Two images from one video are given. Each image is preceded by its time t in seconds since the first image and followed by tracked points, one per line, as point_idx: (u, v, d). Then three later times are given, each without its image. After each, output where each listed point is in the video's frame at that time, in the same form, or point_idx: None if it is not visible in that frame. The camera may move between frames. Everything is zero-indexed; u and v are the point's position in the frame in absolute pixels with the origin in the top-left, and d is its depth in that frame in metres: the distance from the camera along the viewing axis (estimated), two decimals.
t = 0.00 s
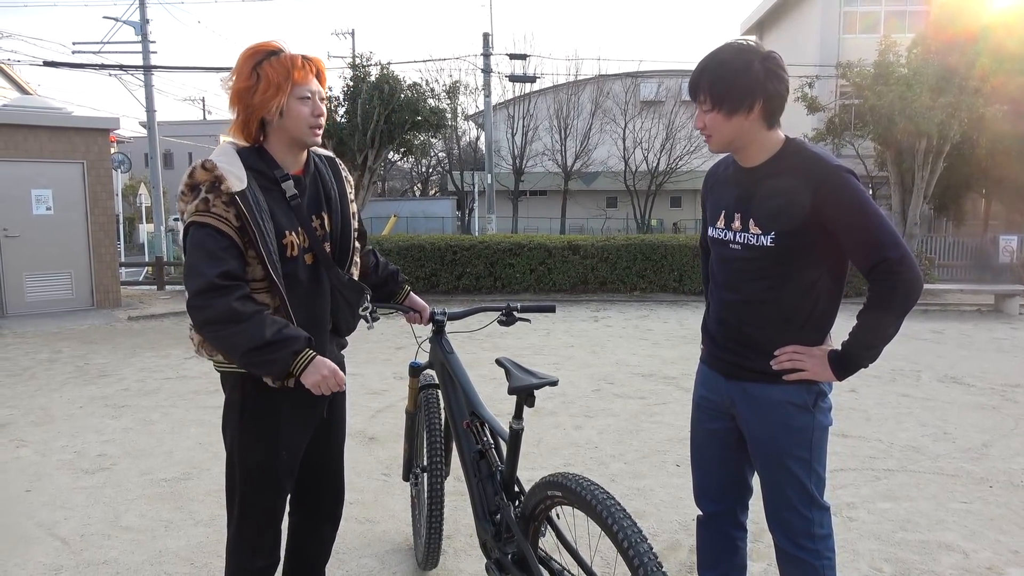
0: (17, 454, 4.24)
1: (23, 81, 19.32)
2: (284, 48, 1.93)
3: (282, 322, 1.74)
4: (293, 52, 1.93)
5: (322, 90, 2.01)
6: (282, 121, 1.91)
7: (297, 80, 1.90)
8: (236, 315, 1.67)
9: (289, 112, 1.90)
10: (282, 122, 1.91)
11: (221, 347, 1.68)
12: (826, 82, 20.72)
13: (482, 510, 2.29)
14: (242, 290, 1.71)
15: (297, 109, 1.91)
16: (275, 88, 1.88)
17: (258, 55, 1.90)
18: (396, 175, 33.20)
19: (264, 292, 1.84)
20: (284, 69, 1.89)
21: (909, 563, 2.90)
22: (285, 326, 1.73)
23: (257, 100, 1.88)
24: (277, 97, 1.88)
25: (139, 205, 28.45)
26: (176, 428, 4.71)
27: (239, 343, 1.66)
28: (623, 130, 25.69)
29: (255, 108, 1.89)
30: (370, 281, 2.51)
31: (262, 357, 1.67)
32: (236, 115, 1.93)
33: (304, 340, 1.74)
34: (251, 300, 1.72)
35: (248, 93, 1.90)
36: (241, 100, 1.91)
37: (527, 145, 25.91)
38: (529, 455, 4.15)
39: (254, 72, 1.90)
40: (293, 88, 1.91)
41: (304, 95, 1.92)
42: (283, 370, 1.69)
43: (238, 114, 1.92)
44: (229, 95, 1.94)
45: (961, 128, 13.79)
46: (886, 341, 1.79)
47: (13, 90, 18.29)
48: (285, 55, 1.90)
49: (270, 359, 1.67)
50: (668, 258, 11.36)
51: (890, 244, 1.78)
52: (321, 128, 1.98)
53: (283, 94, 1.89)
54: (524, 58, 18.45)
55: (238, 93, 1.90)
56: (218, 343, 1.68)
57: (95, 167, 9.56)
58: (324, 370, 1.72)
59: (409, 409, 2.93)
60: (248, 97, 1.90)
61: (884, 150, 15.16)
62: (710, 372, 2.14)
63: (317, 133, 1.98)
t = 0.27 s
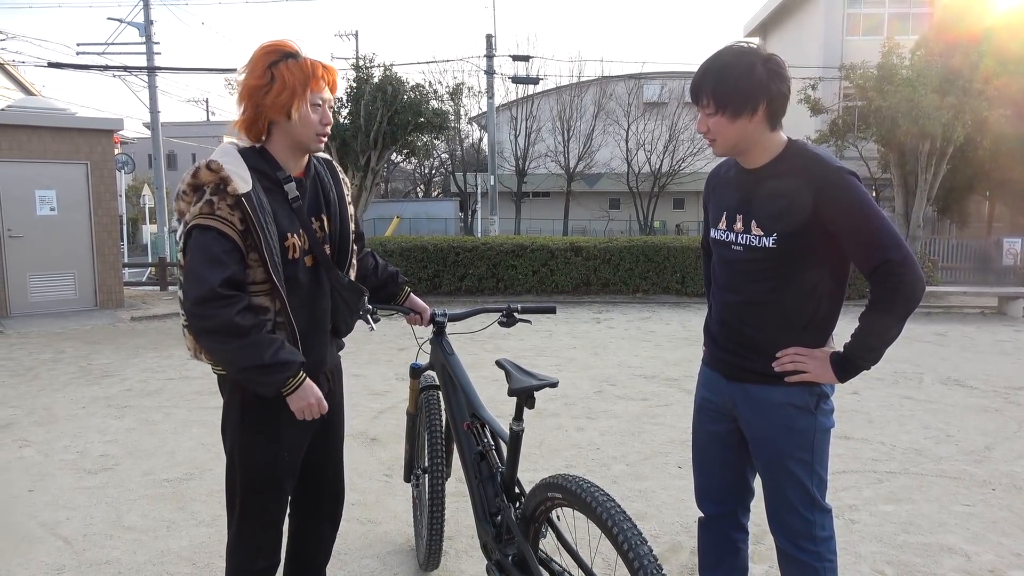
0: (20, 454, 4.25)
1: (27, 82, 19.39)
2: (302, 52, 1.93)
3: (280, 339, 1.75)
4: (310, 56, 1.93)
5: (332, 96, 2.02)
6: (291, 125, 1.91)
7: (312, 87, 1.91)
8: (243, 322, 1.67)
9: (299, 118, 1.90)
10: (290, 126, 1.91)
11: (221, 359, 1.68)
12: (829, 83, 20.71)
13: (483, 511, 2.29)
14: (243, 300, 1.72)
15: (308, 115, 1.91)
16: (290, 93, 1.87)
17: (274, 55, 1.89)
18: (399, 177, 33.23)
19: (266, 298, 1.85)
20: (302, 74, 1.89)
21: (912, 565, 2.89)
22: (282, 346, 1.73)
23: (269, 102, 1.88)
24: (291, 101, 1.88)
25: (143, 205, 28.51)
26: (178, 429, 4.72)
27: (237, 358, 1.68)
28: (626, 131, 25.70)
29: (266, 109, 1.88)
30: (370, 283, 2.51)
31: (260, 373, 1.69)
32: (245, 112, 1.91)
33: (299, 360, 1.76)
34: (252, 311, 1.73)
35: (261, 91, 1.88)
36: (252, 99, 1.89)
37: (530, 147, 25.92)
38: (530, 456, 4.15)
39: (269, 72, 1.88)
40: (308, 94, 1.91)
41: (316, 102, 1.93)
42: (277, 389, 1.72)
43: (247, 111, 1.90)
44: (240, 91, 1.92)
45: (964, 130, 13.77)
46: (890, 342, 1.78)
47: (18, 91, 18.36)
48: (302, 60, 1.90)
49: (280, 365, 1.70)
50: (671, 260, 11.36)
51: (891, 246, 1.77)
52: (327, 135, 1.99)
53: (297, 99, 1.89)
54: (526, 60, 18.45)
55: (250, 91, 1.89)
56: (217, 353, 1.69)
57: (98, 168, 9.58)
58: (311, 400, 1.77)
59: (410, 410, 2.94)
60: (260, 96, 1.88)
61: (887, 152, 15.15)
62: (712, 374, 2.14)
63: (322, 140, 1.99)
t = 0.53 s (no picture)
0: (23, 455, 4.26)
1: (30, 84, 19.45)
2: (326, 66, 1.93)
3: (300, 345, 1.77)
4: (335, 72, 1.94)
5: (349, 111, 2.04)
6: (307, 137, 1.93)
7: (335, 105, 1.92)
8: (269, 325, 1.69)
9: (316, 132, 1.92)
10: (305, 138, 1.92)
11: (243, 364, 1.68)
12: (831, 84, 20.69)
13: (484, 512, 2.29)
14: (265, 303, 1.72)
15: (325, 130, 1.94)
16: (313, 110, 1.89)
17: (300, 67, 1.89)
18: (401, 177, 33.25)
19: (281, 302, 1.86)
20: (327, 90, 1.90)
21: (914, 566, 2.89)
22: (304, 353, 1.76)
23: (290, 113, 1.88)
24: (313, 117, 1.89)
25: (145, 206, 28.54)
26: (180, 429, 4.73)
27: (261, 360, 1.68)
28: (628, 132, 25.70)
29: (286, 120, 1.89)
30: (371, 284, 2.51)
31: (282, 377, 1.70)
32: (264, 118, 1.91)
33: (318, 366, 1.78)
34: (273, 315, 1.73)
35: (283, 101, 1.89)
36: (273, 107, 1.89)
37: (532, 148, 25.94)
38: (532, 457, 4.15)
39: (292, 83, 1.89)
40: (330, 110, 1.92)
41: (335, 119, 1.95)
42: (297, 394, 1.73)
43: (267, 118, 1.90)
44: (262, 96, 1.91)
45: (967, 130, 13.74)
46: (894, 342, 1.78)
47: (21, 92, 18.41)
48: (328, 76, 1.91)
49: (303, 369, 1.73)
50: (673, 261, 11.35)
51: (894, 246, 1.77)
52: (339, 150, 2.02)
53: (319, 115, 1.90)
54: (528, 61, 18.46)
55: (273, 99, 1.89)
56: (238, 357, 1.69)
57: (101, 169, 9.60)
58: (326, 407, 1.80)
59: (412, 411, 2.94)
60: (280, 105, 1.89)
61: (889, 153, 15.13)
62: (714, 375, 2.14)
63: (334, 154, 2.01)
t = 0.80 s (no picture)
0: (26, 455, 4.27)
1: (34, 85, 19.52)
2: (367, 98, 1.81)
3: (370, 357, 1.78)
4: (375, 105, 1.82)
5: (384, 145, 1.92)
6: (333, 165, 1.83)
7: (367, 142, 1.81)
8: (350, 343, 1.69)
9: (342, 163, 1.83)
10: (332, 166, 1.83)
11: (328, 385, 1.67)
12: (832, 85, 20.69)
13: (485, 512, 2.30)
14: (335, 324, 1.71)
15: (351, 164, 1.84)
16: (345, 143, 1.79)
17: (339, 97, 1.78)
18: (402, 178, 33.29)
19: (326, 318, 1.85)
20: (365, 126, 1.79)
21: (916, 568, 2.89)
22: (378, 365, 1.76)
23: (320, 141, 1.79)
24: (341, 150, 1.79)
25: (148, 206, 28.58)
26: (183, 430, 4.74)
27: (347, 379, 1.67)
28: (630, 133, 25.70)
29: (314, 147, 1.80)
30: (370, 286, 2.52)
31: (370, 394, 1.71)
32: (293, 137, 1.82)
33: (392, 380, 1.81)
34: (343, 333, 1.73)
35: (315, 129, 1.78)
36: (304, 131, 1.80)
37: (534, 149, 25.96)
38: (534, 458, 4.15)
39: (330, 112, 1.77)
40: (362, 146, 1.82)
41: (365, 155, 1.84)
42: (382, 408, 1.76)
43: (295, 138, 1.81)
44: (296, 115, 1.81)
45: (969, 131, 13.73)
46: (897, 342, 1.77)
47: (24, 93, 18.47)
48: (367, 110, 1.79)
49: (384, 382, 1.74)
50: (674, 262, 11.35)
51: (895, 248, 1.77)
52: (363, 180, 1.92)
53: (348, 149, 1.80)
54: (530, 62, 18.47)
55: (306, 123, 1.79)
56: (321, 380, 1.66)
57: (104, 170, 9.62)
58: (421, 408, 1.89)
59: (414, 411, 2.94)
60: (313, 132, 1.79)
61: (891, 154, 15.12)
62: (717, 375, 2.14)
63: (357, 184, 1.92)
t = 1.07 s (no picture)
0: (28, 455, 4.28)
1: (36, 85, 19.56)
2: (410, 175, 1.75)
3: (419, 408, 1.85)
4: (418, 181, 1.77)
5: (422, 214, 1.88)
6: (375, 239, 1.78)
7: (411, 218, 1.76)
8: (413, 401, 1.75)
9: (385, 238, 1.77)
10: (373, 238, 1.77)
11: (394, 443, 1.72)
12: (834, 86, 20.68)
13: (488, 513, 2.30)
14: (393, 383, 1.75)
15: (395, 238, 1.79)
16: (389, 220, 1.73)
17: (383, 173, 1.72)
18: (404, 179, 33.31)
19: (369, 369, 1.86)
20: (408, 202, 1.74)
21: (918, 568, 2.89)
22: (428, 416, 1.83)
23: (363, 218, 1.72)
24: (385, 226, 1.74)
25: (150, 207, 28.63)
26: (185, 430, 4.75)
27: (411, 436, 1.74)
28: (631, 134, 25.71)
29: (357, 224, 1.73)
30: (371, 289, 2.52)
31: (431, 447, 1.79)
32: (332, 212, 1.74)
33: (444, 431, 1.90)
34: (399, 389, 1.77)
35: (358, 207, 1.72)
36: (346, 207, 1.73)
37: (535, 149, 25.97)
38: (536, 459, 4.15)
39: (373, 189, 1.72)
40: (406, 222, 1.77)
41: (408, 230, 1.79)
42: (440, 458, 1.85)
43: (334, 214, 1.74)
44: (337, 190, 1.74)
45: (971, 132, 13.71)
46: (898, 342, 1.77)
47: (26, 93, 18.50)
48: (409, 186, 1.74)
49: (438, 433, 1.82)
50: (675, 262, 11.34)
51: (897, 247, 1.77)
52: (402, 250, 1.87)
53: (392, 226, 1.74)
54: (531, 63, 18.48)
55: (349, 200, 1.72)
56: (388, 438, 1.72)
57: (105, 170, 9.64)
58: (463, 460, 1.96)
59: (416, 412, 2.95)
60: (355, 209, 1.72)
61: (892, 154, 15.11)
62: (718, 376, 2.14)
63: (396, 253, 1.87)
